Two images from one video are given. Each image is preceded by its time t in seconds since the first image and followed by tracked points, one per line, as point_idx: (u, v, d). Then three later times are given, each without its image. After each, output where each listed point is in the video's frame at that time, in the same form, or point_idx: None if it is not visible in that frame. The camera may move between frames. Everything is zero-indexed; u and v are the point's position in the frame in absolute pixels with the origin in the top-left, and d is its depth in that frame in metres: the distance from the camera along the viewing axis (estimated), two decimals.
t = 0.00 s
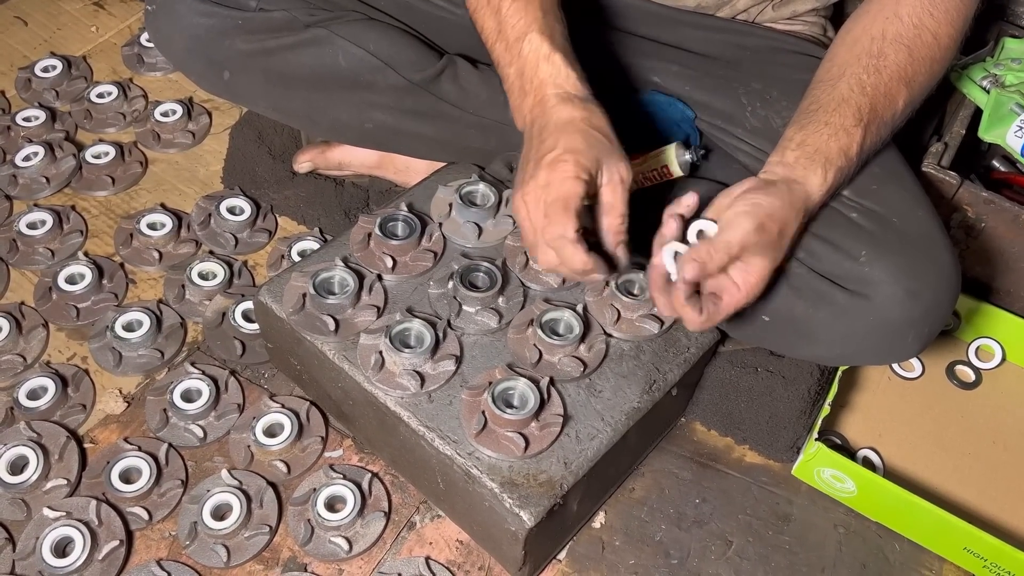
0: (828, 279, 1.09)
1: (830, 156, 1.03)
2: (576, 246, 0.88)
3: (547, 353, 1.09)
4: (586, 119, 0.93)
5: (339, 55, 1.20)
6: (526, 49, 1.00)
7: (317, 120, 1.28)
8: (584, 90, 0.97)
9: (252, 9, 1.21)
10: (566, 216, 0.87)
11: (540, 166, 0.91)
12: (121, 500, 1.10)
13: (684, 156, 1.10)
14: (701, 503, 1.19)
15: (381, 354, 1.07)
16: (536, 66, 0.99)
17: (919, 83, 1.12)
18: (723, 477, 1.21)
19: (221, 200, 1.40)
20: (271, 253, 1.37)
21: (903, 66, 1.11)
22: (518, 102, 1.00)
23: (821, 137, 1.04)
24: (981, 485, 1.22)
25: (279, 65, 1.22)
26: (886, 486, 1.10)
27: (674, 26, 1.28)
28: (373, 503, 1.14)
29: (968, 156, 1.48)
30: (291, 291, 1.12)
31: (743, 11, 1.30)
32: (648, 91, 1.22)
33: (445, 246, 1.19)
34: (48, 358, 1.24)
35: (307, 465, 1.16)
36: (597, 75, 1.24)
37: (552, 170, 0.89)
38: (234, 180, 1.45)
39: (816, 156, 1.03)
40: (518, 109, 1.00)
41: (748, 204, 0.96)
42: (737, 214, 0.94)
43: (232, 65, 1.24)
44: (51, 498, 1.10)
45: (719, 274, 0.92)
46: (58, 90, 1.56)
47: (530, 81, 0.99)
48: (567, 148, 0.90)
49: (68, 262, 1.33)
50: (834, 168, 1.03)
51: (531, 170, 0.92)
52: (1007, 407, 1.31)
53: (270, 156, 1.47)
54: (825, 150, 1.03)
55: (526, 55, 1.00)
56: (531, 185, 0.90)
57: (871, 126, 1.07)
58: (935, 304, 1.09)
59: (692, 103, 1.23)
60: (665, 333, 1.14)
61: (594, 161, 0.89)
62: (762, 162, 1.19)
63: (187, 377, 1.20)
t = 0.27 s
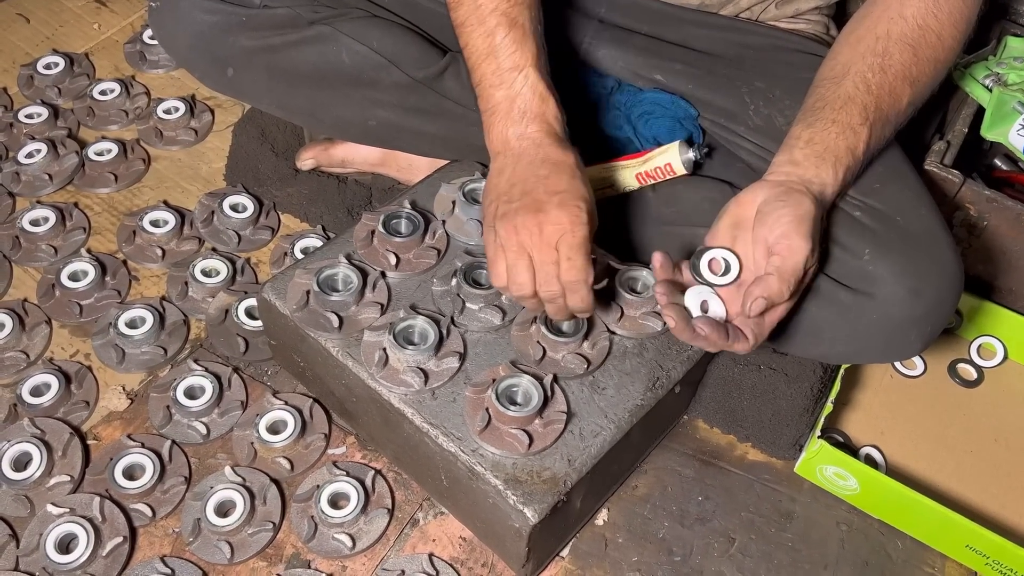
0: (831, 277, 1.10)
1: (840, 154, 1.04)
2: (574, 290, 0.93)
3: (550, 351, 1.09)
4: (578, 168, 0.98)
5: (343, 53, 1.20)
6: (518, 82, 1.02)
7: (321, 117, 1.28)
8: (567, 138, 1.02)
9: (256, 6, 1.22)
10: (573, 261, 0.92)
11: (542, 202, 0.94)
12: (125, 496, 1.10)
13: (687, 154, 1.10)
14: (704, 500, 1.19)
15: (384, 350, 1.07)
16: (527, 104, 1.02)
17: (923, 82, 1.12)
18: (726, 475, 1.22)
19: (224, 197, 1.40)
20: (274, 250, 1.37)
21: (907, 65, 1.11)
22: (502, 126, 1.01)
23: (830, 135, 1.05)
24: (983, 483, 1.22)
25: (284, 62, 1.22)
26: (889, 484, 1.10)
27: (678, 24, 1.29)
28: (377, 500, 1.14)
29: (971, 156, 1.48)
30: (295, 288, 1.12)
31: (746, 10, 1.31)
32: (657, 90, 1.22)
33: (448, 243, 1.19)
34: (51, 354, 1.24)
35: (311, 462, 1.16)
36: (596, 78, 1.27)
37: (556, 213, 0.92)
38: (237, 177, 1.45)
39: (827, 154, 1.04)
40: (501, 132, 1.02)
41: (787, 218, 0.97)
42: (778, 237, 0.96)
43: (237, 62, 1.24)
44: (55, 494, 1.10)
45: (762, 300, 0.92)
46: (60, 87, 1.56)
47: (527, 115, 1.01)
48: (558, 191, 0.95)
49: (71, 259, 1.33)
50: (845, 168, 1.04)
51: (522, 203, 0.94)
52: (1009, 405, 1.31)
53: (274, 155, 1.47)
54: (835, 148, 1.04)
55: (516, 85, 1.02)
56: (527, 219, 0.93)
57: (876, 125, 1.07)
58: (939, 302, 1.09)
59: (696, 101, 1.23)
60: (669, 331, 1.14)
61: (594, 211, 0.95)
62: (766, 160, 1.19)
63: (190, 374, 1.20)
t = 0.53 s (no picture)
0: (833, 277, 1.10)
1: (841, 153, 1.04)
2: (538, 240, 0.92)
3: (552, 350, 1.09)
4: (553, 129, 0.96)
5: (345, 52, 1.20)
6: (494, 49, 1.01)
7: (323, 116, 1.28)
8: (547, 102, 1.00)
9: (258, 5, 1.21)
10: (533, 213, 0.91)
11: (508, 160, 0.93)
12: (127, 496, 1.10)
13: (689, 152, 1.10)
14: (706, 499, 1.19)
15: (386, 350, 1.07)
16: (504, 70, 1.01)
17: (925, 82, 1.12)
18: (727, 474, 1.22)
19: (226, 197, 1.40)
20: (276, 250, 1.37)
21: (908, 65, 1.11)
22: (483, 99, 1.01)
23: (831, 134, 1.05)
24: (985, 482, 1.22)
25: (285, 61, 1.22)
26: (891, 482, 1.10)
27: (679, 24, 1.29)
28: (379, 499, 1.14)
29: (972, 155, 1.49)
30: (297, 287, 1.12)
31: (747, 10, 1.32)
32: (658, 89, 1.22)
33: (450, 243, 1.19)
34: (52, 354, 1.24)
35: (312, 461, 1.16)
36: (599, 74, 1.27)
37: (516, 168, 0.92)
38: (239, 176, 1.45)
39: (828, 153, 1.03)
40: (481, 104, 1.02)
41: (790, 214, 0.97)
42: (781, 234, 0.97)
43: (239, 61, 1.24)
44: (57, 494, 1.10)
45: (763, 296, 0.92)
46: (61, 86, 1.56)
47: (507, 85, 1.00)
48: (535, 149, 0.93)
49: (72, 258, 1.33)
50: (846, 166, 1.04)
51: (491, 163, 0.95)
52: (1010, 404, 1.31)
53: (275, 154, 1.47)
54: (836, 147, 1.04)
55: (491, 53, 1.01)
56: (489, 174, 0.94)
57: (877, 125, 1.07)
58: (941, 299, 1.09)
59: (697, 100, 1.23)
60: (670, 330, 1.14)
61: (560, 162, 0.93)
62: (767, 159, 1.19)
63: (192, 373, 1.20)
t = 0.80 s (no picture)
0: (835, 279, 1.10)
1: (841, 156, 1.04)
2: (695, 208, 0.90)
3: (554, 352, 1.09)
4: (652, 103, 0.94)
5: (347, 54, 1.20)
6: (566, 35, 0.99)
7: (325, 119, 1.28)
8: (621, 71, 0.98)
9: (259, 8, 1.21)
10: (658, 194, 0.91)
11: (633, 139, 0.92)
12: (129, 498, 1.10)
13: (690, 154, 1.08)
14: (708, 501, 1.19)
15: (388, 352, 1.07)
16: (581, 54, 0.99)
17: (927, 84, 1.12)
18: (729, 475, 1.22)
19: (227, 199, 1.40)
20: (277, 252, 1.37)
21: (911, 67, 1.11)
22: (567, 87, 0.98)
23: (831, 137, 1.05)
24: (987, 483, 1.22)
25: (286, 64, 1.22)
26: (893, 484, 1.10)
27: (681, 26, 1.27)
28: (381, 502, 1.14)
29: (973, 156, 1.48)
30: (299, 289, 1.12)
31: (749, 12, 1.29)
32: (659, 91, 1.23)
33: (452, 245, 1.19)
34: (54, 356, 1.24)
35: (315, 464, 1.16)
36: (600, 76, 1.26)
37: (651, 142, 0.91)
38: (240, 178, 1.45)
39: (829, 155, 1.03)
40: (567, 93, 0.99)
41: (782, 204, 0.98)
42: (769, 219, 0.98)
43: (240, 64, 1.24)
44: (60, 497, 1.10)
45: (742, 278, 0.95)
46: (63, 89, 1.56)
47: (588, 67, 0.98)
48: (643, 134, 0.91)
49: (74, 261, 1.33)
50: (847, 169, 1.04)
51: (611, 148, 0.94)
52: (1012, 404, 1.31)
53: (276, 156, 1.47)
54: (836, 150, 1.04)
55: (569, 40, 0.99)
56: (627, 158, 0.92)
57: (879, 127, 1.07)
58: (943, 301, 1.09)
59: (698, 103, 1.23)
60: (672, 332, 1.14)
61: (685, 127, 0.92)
62: (769, 161, 1.19)
63: (194, 376, 1.20)
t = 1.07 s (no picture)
0: (834, 280, 1.10)
1: (837, 157, 1.04)
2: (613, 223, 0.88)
3: (553, 353, 1.09)
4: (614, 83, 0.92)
5: (346, 56, 1.20)
6: (534, 28, 1.01)
7: (324, 119, 1.28)
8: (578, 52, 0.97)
9: (258, 9, 1.21)
10: (608, 197, 0.87)
11: (571, 148, 0.92)
12: (128, 499, 1.10)
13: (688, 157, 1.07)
14: (707, 502, 1.19)
15: (387, 353, 1.07)
16: (550, 45, 0.99)
17: (926, 85, 1.12)
18: (728, 476, 1.22)
19: (227, 200, 1.40)
20: (277, 253, 1.37)
21: (909, 69, 1.11)
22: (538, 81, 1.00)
23: (828, 138, 1.05)
24: (986, 484, 1.22)
25: (285, 65, 1.22)
26: (892, 484, 1.10)
27: (681, 26, 1.27)
28: (380, 503, 1.14)
29: (973, 156, 1.48)
30: (298, 290, 1.12)
31: (748, 12, 1.29)
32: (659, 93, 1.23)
33: (451, 245, 1.19)
34: (54, 358, 1.24)
35: (314, 464, 1.16)
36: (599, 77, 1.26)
37: (579, 151, 0.90)
38: (239, 179, 1.45)
39: (823, 156, 1.03)
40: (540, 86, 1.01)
41: (750, 204, 0.96)
42: (737, 210, 0.95)
43: (240, 65, 1.24)
44: (59, 498, 1.10)
45: (688, 266, 0.91)
46: (62, 90, 1.56)
47: (548, 66, 0.98)
48: (596, 125, 0.89)
49: (74, 262, 1.33)
50: (842, 169, 1.03)
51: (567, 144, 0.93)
52: (1012, 405, 1.31)
53: (275, 156, 1.47)
54: (831, 151, 1.04)
55: (534, 35, 1.01)
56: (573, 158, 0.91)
57: (876, 129, 1.07)
58: (942, 302, 1.09)
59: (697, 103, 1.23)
60: (671, 332, 1.14)
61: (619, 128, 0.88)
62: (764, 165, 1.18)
63: (193, 377, 1.21)
